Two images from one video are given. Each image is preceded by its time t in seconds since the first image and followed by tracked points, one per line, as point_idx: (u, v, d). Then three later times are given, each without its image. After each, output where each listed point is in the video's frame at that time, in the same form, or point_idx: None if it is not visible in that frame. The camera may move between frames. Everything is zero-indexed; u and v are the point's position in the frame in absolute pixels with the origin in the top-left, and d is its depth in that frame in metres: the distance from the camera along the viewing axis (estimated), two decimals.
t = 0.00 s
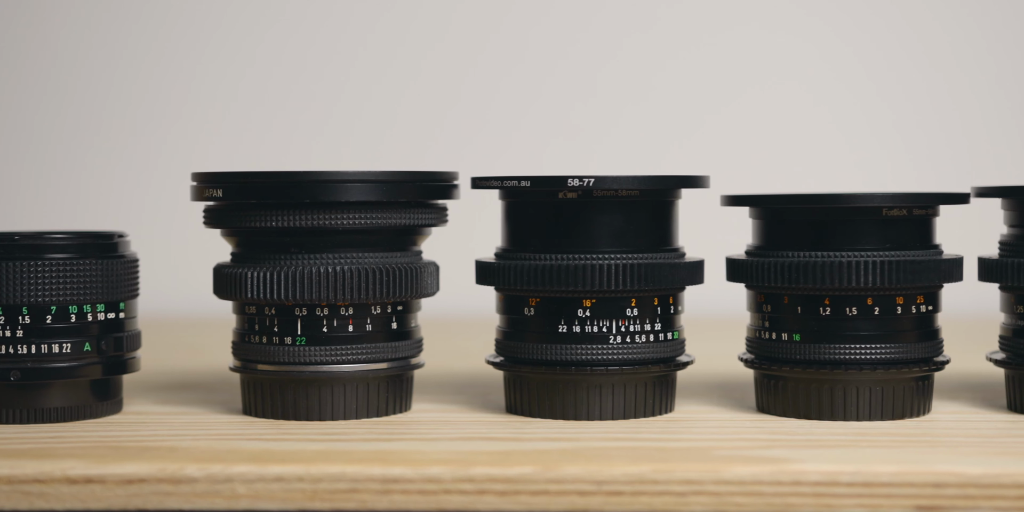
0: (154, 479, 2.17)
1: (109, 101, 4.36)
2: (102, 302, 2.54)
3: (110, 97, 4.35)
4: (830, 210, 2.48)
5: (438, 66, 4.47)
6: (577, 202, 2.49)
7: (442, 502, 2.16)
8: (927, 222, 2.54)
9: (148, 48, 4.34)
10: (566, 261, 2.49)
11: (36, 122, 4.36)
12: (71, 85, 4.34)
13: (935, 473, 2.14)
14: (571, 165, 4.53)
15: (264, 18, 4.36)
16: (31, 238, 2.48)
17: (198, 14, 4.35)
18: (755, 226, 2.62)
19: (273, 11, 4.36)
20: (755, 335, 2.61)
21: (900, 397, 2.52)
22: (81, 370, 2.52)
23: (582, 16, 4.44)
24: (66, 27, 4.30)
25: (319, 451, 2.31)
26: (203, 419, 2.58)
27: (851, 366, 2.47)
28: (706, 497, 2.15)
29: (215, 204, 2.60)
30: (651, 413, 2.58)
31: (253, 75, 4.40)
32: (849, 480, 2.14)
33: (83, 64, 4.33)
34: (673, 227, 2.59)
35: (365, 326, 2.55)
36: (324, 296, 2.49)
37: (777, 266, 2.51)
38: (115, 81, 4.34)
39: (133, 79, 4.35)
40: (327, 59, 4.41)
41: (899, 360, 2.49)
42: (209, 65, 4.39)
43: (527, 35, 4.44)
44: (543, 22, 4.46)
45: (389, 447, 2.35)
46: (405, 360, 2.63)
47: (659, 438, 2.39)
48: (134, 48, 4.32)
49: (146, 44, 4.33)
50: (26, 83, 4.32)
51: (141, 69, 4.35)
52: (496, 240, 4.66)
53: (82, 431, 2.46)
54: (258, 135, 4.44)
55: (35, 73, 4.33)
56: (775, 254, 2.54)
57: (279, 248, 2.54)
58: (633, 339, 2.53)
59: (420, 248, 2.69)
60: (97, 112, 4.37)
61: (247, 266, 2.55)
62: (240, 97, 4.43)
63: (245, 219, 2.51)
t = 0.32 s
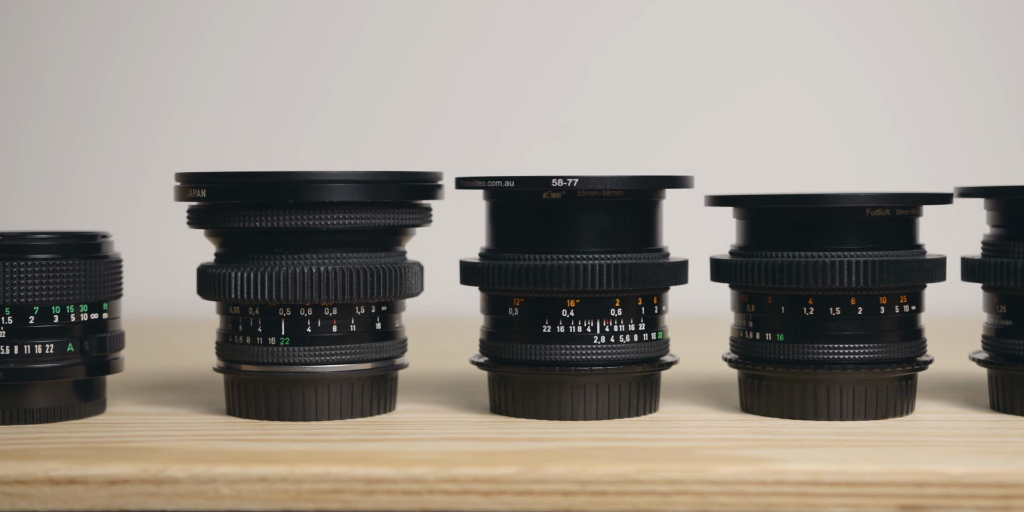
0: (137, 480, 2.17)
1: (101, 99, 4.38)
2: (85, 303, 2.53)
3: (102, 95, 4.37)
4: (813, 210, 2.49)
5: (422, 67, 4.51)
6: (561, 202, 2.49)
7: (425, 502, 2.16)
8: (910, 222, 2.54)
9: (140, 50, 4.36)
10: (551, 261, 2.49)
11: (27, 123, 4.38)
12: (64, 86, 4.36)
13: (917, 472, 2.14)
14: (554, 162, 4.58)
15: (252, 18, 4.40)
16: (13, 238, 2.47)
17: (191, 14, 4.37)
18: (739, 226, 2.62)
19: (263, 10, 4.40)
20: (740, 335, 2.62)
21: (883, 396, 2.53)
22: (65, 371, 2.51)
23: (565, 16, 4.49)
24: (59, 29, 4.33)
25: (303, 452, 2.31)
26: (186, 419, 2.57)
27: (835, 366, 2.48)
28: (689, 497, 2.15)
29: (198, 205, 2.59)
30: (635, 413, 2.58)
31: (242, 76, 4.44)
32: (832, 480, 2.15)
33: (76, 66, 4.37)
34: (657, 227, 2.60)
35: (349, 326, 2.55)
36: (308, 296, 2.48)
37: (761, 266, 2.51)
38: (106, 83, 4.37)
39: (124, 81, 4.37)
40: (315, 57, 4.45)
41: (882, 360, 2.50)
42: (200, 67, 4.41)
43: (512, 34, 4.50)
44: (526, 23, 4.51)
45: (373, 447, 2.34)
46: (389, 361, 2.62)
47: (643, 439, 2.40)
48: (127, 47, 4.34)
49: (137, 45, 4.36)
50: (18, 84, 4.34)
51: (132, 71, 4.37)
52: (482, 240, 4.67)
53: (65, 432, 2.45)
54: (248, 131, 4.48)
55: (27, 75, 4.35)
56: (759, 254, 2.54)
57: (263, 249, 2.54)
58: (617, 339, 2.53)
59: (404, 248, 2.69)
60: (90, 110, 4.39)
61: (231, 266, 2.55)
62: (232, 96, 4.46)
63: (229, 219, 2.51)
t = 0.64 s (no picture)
0: (120, 481, 2.16)
1: (92, 100, 4.39)
2: (67, 303, 2.53)
3: (93, 95, 4.38)
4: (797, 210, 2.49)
5: (409, 68, 4.53)
6: (545, 202, 2.49)
7: (408, 503, 2.15)
8: (893, 222, 2.55)
9: (133, 52, 4.37)
10: (534, 261, 2.49)
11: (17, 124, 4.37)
12: (56, 87, 4.36)
13: (901, 471, 2.15)
14: (541, 162, 4.60)
15: (242, 19, 4.41)
16: None
17: (183, 14, 4.39)
18: (723, 226, 2.63)
19: (253, 10, 4.42)
20: (723, 335, 2.62)
21: (866, 395, 2.53)
22: (48, 372, 2.50)
23: (552, 16, 4.52)
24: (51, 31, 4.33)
25: (286, 453, 2.30)
26: (169, 420, 2.56)
27: (818, 366, 2.48)
28: (672, 497, 2.15)
29: (182, 205, 2.59)
30: (619, 413, 2.58)
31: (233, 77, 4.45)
32: (815, 479, 2.15)
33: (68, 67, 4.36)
34: (640, 227, 2.60)
35: (333, 327, 2.55)
36: (292, 296, 2.48)
37: (745, 266, 2.52)
38: (98, 83, 4.37)
39: (116, 82, 4.37)
40: (305, 57, 4.47)
41: (866, 360, 2.51)
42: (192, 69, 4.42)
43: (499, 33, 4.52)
44: (511, 24, 4.53)
45: (357, 448, 2.34)
46: (373, 361, 2.62)
47: (626, 439, 2.40)
48: (120, 48, 4.35)
49: (129, 47, 4.36)
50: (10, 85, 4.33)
51: (125, 72, 4.38)
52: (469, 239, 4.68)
53: (48, 433, 2.44)
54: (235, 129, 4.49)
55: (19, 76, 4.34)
56: (743, 254, 2.55)
57: (246, 249, 2.53)
58: (601, 339, 2.53)
59: (388, 248, 2.69)
60: (80, 111, 4.39)
61: (214, 267, 2.54)
62: (222, 96, 4.47)
63: (213, 219, 2.50)
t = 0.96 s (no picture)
0: (102, 482, 2.15)
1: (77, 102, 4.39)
2: (50, 304, 2.52)
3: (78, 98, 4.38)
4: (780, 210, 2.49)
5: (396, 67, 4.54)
6: (529, 202, 2.50)
7: (391, 503, 2.15)
8: (876, 222, 2.56)
9: (125, 53, 4.37)
10: (518, 261, 2.49)
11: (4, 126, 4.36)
12: (47, 88, 4.36)
13: (883, 471, 2.15)
14: (526, 163, 4.60)
15: (231, 19, 4.42)
16: None
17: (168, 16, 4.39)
18: (706, 226, 2.63)
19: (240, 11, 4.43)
20: (707, 335, 2.62)
21: (849, 395, 2.54)
22: (30, 372, 2.49)
23: (538, 16, 4.53)
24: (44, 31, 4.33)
25: (269, 453, 2.30)
26: (152, 420, 2.56)
27: (801, 366, 2.49)
28: (655, 497, 2.15)
29: (164, 205, 2.58)
30: (602, 413, 2.59)
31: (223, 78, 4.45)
32: (797, 479, 2.15)
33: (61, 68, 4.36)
34: (624, 226, 2.60)
35: (316, 327, 2.54)
36: (275, 296, 2.48)
37: (728, 266, 2.52)
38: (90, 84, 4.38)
39: (108, 82, 4.37)
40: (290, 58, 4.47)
41: (849, 359, 2.51)
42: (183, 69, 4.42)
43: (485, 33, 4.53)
44: (496, 23, 4.53)
45: (339, 448, 2.34)
46: (357, 361, 2.62)
47: (609, 439, 2.40)
48: (106, 49, 4.35)
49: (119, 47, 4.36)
50: None
51: (117, 73, 4.37)
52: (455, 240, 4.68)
53: (30, 434, 2.43)
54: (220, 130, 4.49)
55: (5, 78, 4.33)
56: (726, 254, 2.55)
57: (229, 249, 2.53)
58: (585, 339, 2.53)
59: (371, 248, 2.69)
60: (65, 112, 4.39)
61: (197, 267, 2.54)
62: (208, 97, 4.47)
63: (196, 219, 2.50)
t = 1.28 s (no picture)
0: (83, 483, 2.15)
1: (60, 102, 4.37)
2: (32, 304, 2.51)
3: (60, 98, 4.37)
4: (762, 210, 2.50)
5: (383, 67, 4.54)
6: (512, 202, 2.50)
7: (374, 503, 2.15)
8: (858, 222, 2.56)
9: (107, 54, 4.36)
10: (501, 261, 2.49)
11: None
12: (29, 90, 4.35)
13: (865, 471, 2.15)
14: (511, 162, 4.61)
15: (220, 20, 4.41)
16: None
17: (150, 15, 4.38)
18: (689, 226, 2.64)
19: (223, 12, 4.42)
20: (690, 335, 2.63)
21: (831, 395, 2.54)
22: (13, 373, 2.48)
23: (521, 17, 4.54)
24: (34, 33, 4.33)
25: (251, 453, 2.29)
26: (134, 421, 2.55)
27: (784, 366, 2.49)
28: (638, 497, 2.15)
29: (147, 205, 2.58)
30: (585, 413, 2.59)
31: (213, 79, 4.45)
32: (779, 478, 2.15)
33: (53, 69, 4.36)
34: (607, 226, 2.61)
35: (299, 327, 2.54)
36: (257, 296, 2.47)
37: (711, 266, 2.52)
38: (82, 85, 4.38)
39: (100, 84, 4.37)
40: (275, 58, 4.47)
41: (831, 359, 2.52)
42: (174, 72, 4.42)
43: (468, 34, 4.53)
44: (481, 22, 4.53)
45: (322, 448, 2.34)
46: (340, 361, 2.62)
47: (592, 438, 2.40)
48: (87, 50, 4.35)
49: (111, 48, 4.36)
50: None
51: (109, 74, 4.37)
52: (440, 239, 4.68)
53: (11, 435, 2.43)
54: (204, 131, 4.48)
55: None
56: (709, 254, 2.55)
57: (212, 249, 2.52)
58: (568, 339, 2.53)
59: (354, 248, 2.69)
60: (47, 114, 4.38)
61: (180, 267, 2.53)
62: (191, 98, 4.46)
63: (178, 219, 2.49)
